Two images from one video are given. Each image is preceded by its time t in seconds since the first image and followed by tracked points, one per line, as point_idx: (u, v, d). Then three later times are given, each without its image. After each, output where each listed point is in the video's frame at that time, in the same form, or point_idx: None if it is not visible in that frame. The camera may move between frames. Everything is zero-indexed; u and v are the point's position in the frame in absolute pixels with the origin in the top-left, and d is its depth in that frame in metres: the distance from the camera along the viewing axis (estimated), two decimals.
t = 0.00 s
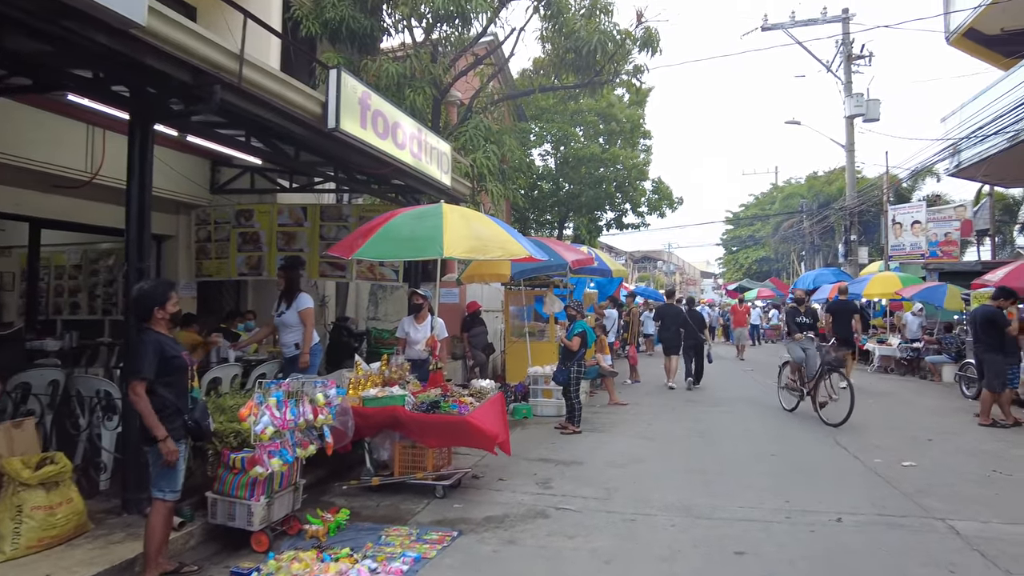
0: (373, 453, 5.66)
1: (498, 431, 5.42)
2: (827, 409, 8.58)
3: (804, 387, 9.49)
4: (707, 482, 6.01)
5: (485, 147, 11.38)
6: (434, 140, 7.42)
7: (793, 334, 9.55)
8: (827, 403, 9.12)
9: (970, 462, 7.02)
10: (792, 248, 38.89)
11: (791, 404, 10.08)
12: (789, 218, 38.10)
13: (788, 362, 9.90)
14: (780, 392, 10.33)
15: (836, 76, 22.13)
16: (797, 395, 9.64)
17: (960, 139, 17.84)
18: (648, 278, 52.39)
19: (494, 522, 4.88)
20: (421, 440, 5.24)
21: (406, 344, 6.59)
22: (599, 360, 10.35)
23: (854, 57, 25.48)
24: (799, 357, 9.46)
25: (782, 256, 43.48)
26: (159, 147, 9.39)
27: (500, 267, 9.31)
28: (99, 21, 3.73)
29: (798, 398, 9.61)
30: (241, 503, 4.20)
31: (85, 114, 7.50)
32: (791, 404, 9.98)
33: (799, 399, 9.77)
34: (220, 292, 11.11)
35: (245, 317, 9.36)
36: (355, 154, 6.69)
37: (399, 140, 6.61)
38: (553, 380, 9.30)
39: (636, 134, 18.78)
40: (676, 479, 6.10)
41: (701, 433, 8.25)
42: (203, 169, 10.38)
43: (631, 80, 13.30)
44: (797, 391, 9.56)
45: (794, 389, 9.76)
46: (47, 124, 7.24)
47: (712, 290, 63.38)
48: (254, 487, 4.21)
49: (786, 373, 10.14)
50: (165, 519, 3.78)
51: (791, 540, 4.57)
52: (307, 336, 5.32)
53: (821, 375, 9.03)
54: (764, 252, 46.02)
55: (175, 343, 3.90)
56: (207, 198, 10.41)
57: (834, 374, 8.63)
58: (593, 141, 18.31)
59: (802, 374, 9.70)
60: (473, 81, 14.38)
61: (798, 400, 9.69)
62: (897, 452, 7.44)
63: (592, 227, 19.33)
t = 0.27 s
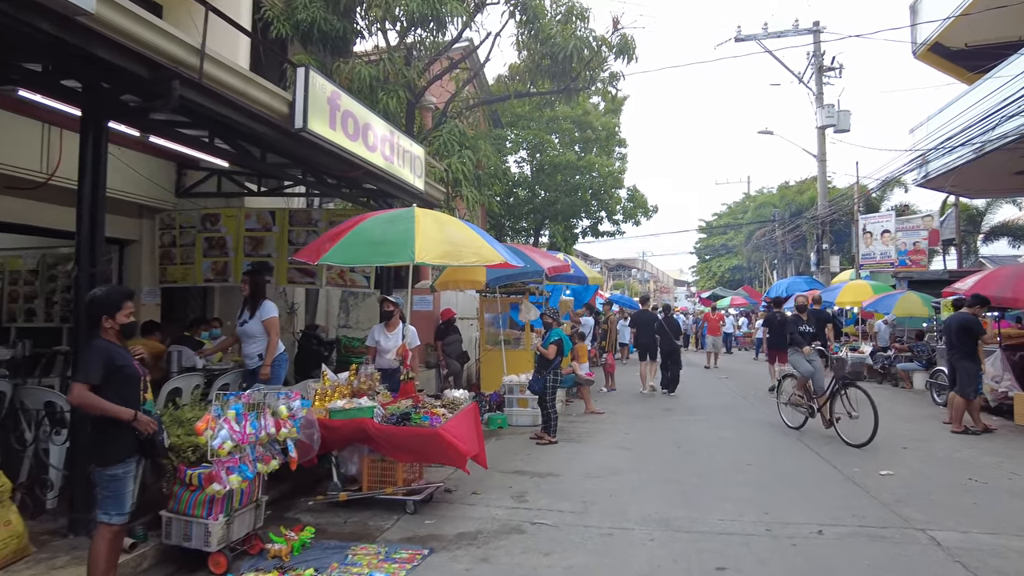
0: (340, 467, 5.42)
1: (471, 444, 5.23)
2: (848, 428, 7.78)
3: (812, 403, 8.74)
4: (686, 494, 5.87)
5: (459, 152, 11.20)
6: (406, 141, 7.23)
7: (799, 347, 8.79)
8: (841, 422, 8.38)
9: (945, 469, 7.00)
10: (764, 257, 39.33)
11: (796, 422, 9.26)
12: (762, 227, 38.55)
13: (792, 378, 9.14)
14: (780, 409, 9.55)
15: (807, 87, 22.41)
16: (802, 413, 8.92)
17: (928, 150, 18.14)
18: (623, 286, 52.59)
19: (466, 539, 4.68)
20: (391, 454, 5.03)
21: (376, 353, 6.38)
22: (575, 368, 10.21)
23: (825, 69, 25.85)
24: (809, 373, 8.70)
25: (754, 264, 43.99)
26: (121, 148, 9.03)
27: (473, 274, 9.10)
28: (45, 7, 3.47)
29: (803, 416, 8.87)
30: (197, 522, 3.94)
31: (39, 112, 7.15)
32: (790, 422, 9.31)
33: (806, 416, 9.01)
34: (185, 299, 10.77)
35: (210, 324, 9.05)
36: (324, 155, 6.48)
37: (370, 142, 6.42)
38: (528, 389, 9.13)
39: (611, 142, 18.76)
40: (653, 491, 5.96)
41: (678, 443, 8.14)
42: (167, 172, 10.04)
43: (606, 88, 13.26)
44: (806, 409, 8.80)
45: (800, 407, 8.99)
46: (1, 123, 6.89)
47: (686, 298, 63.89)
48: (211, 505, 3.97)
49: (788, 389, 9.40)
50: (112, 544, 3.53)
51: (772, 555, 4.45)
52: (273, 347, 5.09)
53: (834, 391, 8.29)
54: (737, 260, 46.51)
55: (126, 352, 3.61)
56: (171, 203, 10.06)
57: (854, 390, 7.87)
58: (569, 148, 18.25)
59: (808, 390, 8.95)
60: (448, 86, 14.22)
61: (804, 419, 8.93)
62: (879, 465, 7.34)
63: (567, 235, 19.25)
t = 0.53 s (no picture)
0: (313, 476, 5.19)
1: (449, 452, 5.03)
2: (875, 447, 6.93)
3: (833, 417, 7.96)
4: (672, 501, 5.71)
5: (441, 152, 10.99)
6: (384, 138, 7.03)
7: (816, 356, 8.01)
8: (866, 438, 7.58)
9: (933, 473, 6.92)
10: (747, 260, 39.53)
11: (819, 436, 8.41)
12: (743, 231, 38.76)
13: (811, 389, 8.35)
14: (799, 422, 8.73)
15: (790, 91, 22.50)
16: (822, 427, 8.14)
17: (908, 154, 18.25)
18: (606, 290, 52.64)
19: (445, 551, 4.47)
20: (366, 463, 4.80)
21: (353, 356, 6.15)
22: (559, 372, 10.03)
23: (807, 74, 25.99)
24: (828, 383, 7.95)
25: (736, 268, 44.20)
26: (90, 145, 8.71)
27: (453, 276, 8.83)
28: None
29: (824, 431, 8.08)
30: (156, 536, 3.69)
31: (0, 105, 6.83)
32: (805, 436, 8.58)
33: (827, 431, 8.21)
34: (158, 302, 10.44)
35: (182, 327, 8.76)
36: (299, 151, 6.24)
37: (346, 138, 6.21)
38: (511, 393, 8.93)
39: (595, 145, 18.66)
40: (639, 498, 5.79)
41: (664, 448, 7.99)
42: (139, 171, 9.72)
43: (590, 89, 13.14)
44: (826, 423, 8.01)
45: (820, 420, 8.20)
46: None
47: (669, 302, 64.13)
48: (172, 518, 3.72)
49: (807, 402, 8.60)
50: (57, 562, 3.30)
51: (762, 565, 4.29)
52: (229, 351, 4.82)
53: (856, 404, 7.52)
54: (719, 264, 46.73)
55: (78, 356, 3.36)
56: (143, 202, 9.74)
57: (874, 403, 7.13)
58: (552, 151, 18.11)
59: (829, 403, 8.15)
60: (429, 86, 14.03)
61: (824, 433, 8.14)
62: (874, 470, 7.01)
63: (551, 237, 19.11)
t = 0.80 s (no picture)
0: (290, 490, 4.95)
1: (432, 465, 4.79)
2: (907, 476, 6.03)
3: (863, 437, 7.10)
4: (666, 515, 5.50)
5: (430, 154, 10.77)
6: (368, 138, 6.81)
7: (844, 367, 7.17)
8: (900, 461, 6.72)
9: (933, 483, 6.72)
10: (740, 264, 39.45)
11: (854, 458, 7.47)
12: (737, 235, 38.71)
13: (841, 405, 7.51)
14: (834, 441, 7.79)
15: (783, 94, 22.39)
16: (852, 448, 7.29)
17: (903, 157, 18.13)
18: (599, 294, 52.49)
19: (427, 571, 4.23)
20: (344, 478, 4.56)
21: (335, 363, 5.90)
22: (551, 378, 9.79)
23: (800, 77, 25.91)
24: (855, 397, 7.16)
25: (730, 271, 44.13)
26: (66, 146, 8.42)
27: (441, 280, 8.59)
28: None
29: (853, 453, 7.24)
30: (114, 560, 3.42)
31: None
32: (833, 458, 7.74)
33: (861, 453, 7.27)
34: (140, 306, 10.18)
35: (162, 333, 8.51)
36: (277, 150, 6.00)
37: (326, 137, 5.99)
38: (501, 401, 8.70)
39: (587, 148, 18.47)
40: (632, 511, 5.57)
41: (658, 458, 7.78)
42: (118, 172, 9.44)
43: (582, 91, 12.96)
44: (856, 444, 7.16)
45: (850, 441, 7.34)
46: None
47: (662, 305, 64.07)
48: (131, 541, 3.45)
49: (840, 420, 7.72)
50: None
51: None
52: (181, 360, 4.54)
53: (886, 422, 6.70)
54: (712, 268, 46.68)
55: (22, 370, 3.10)
56: (123, 204, 9.47)
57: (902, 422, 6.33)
58: (544, 153, 17.89)
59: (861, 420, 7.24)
60: (419, 87, 13.81)
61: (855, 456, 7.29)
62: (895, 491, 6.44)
63: (543, 241, 18.91)
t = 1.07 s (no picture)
0: (273, 507, 4.75)
1: (420, 481, 4.59)
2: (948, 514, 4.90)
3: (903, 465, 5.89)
4: (665, 531, 5.30)
5: (423, 158, 10.60)
6: (359, 142, 6.65)
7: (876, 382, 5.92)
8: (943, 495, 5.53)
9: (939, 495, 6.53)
10: (738, 270, 39.32)
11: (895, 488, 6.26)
12: (734, 241, 38.56)
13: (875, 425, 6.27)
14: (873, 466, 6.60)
15: (780, 100, 22.30)
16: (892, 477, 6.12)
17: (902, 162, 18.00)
18: (597, 300, 52.32)
19: None
20: (329, 494, 4.37)
21: (322, 374, 5.70)
22: (547, 387, 9.60)
23: (797, 83, 25.82)
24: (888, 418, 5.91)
25: (728, 277, 44.00)
26: (51, 150, 8.22)
27: (436, 287, 8.42)
28: None
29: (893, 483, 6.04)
30: None
31: None
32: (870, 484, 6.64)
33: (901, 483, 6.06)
34: (130, 314, 9.99)
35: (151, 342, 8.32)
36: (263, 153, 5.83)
37: (313, 141, 5.81)
38: (496, 410, 8.49)
39: (584, 153, 18.32)
40: (629, 527, 5.38)
41: (657, 469, 7.58)
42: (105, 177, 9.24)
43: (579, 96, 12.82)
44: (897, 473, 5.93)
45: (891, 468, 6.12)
46: None
47: (660, 312, 63.92)
48: (96, 564, 3.21)
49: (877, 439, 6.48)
50: None
51: None
52: (143, 366, 4.35)
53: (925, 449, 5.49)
54: (710, 274, 46.54)
55: None
56: (110, 210, 9.27)
57: (942, 452, 5.12)
58: (541, 159, 17.73)
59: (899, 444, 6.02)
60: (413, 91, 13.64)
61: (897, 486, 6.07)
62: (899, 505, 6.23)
63: (540, 247, 18.72)
